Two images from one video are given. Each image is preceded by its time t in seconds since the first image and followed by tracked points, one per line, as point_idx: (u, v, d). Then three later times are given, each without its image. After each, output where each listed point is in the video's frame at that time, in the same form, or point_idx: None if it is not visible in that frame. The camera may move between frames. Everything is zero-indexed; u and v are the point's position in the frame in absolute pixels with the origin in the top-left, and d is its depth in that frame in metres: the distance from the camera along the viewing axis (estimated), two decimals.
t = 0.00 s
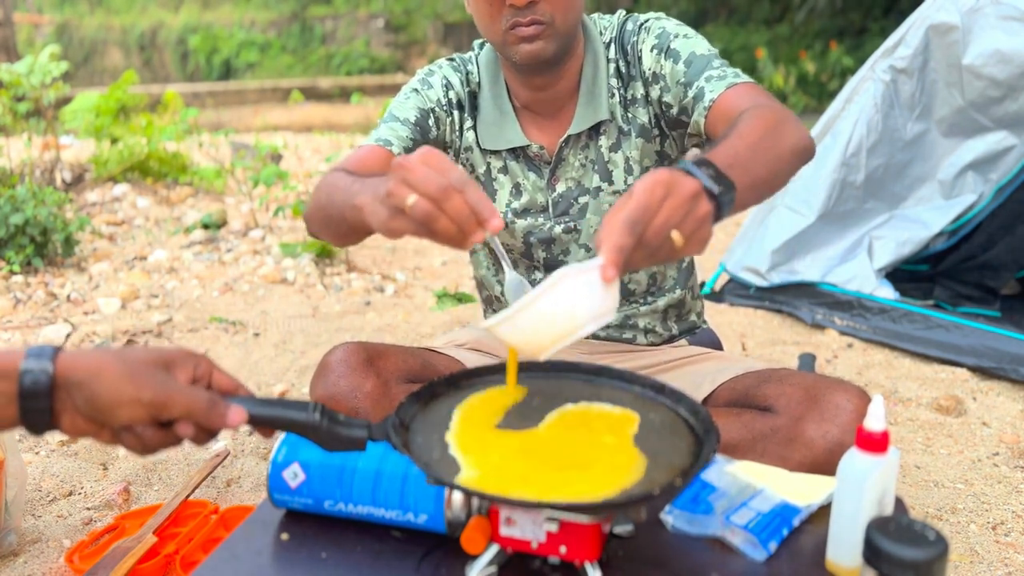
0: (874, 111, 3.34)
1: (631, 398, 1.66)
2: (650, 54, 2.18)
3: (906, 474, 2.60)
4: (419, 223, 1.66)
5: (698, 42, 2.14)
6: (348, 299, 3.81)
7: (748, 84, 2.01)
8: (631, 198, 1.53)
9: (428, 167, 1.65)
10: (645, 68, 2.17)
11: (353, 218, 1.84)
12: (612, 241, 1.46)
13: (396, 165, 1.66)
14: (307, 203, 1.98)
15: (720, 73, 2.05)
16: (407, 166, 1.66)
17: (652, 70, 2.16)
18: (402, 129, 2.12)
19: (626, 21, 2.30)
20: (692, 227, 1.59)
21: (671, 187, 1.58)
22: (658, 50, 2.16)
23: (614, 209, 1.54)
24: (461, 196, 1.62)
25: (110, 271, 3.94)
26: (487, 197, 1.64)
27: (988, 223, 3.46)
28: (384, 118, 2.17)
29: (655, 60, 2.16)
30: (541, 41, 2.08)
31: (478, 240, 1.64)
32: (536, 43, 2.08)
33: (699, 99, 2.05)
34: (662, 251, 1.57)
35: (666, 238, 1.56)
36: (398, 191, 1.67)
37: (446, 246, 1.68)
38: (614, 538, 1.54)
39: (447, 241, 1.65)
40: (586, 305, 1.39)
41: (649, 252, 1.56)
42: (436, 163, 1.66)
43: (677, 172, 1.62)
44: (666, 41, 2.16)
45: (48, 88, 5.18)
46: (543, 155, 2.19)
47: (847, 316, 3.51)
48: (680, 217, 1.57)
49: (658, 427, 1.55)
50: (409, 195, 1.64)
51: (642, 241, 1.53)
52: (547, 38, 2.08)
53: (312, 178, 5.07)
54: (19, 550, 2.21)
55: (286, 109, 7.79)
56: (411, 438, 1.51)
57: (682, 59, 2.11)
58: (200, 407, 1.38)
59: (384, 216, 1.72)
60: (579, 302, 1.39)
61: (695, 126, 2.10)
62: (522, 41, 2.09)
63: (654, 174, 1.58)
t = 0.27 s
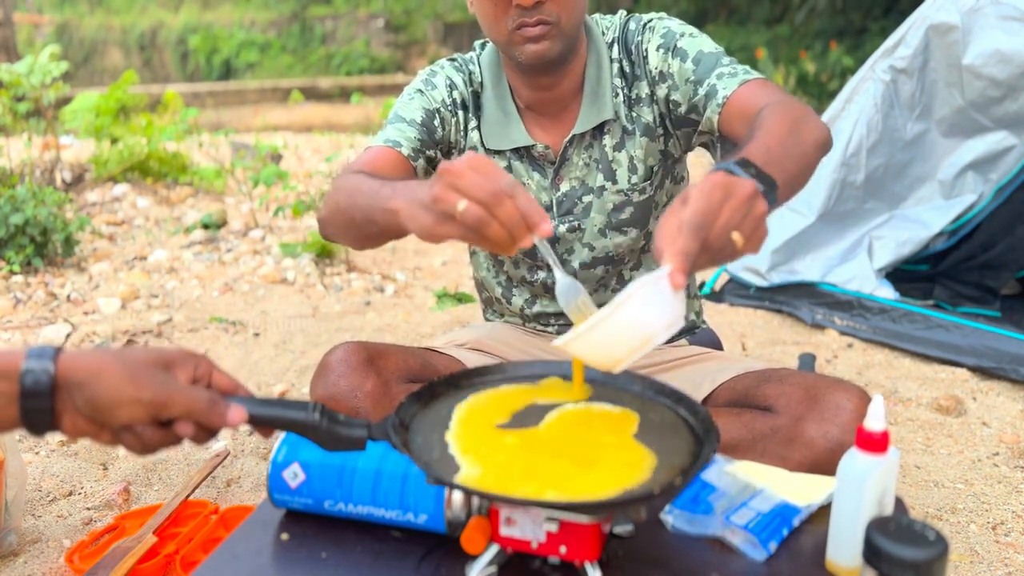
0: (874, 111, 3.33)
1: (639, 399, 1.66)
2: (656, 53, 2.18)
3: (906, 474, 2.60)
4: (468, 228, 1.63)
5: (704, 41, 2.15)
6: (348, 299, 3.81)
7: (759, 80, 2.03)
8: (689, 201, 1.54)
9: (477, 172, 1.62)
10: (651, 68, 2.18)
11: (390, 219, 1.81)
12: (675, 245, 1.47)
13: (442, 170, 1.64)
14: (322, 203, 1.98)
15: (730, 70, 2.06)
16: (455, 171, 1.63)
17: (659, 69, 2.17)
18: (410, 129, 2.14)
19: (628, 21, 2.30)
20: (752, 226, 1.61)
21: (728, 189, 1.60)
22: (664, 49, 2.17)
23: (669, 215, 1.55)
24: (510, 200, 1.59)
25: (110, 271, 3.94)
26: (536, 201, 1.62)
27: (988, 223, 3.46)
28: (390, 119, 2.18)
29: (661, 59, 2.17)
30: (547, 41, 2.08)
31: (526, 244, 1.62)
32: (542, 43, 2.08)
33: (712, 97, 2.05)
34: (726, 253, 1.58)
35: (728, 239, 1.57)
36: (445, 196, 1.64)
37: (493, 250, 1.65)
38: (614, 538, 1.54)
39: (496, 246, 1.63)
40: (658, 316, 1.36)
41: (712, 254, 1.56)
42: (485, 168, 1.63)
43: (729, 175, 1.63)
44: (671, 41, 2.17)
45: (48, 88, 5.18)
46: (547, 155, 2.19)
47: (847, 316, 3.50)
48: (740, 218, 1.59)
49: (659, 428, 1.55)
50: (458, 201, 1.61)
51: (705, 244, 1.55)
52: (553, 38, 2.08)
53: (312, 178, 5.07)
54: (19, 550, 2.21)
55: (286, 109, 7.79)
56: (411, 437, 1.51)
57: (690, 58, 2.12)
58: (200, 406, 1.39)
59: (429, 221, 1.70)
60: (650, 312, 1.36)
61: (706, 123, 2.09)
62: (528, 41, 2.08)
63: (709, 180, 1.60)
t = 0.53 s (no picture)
0: (874, 111, 3.34)
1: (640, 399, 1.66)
2: (660, 54, 2.19)
3: (906, 474, 2.60)
4: (520, 239, 1.55)
5: (709, 40, 2.16)
6: (348, 299, 3.81)
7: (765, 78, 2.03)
8: (745, 207, 1.52)
9: (529, 181, 1.54)
10: (654, 69, 2.19)
11: (429, 229, 1.74)
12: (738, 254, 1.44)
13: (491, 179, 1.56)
14: (345, 208, 1.93)
15: (736, 68, 2.06)
16: (506, 180, 1.55)
17: (663, 69, 2.17)
18: (422, 130, 2.12)
19: (630, 22, 2.31)
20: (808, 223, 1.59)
21: (782, 190, 1.57)
22: (668, 49, 2.18)
23: (723, 223, 1.52)
24: (566, 211, 1.51)
25: (110, 271, 3.94)
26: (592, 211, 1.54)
27: (988, 223, 3.46)
28: (397, 119, 2.15)
29: (666, 60, 2.17)
30: (553, 43, 2.08)
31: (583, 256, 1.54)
32: (548, 45, 2.08)
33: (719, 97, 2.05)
34: (784, 255, 1.57)
35: (786, 240, 1.55)
36: (496, 206, 1.56)
37: (545, 262, 1.58)
38: (614, 538, 1.54)
39: (549, 258, 1.55)
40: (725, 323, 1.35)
41: (770, 257, 1.55)
42: (537, 177, 1.55)
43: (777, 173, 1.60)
44: (675, 41, 2.18)
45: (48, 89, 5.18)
46: (553, 157, 2.20)
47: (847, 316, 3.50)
48: (798, 218, 1.57)
49: (659, 428, 1.56)
50: (511, 212, 1.54)
51: (766, 247, 1.53)
52: (559, 40, 2.09)
53: (312, 178, 5.07)
54: (19, 550, 2.21)
55: (286, 109, 7.79)
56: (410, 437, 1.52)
57: (695, 57, 2.13)
58: (200, 406, 1.39)
59: (477, 232, 1.62)
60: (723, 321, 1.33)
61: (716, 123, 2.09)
62: (534, 43, 2.08)
63: (762, 183, 1.56)
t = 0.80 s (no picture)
0: (874, 111, 3.34)
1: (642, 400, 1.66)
2: (662, 56, 2.19)
3: (906, 474, 2.60)
4: (543, 245, 1.54)
5: (710, 41, 2.15)
6: (348, 299, 3.81)
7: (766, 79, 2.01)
8: (769, 209, 1.50)
9: (552, 186, 1.52)
10: (656, 71, 2.19)
11: (444, 233, 1.72)
12: (766, 253, 1.42)
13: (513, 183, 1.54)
14: (357, 206, 1.88)
15: (735, 70, 2.05)
16: (529, 184, 1.53)
17: (665, 72, 2.17)
18: (431, 129, 2.10)
19: (634, 23, 2.31)
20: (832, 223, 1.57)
21: (806, 189, 1.55)
22: (670, 51, 2.18)
23: (748, 226, 1.49)
24: (592, 217, 1.50)
25: (110, 271, 3.94)
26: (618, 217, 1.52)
27: (988, 223, 3.46)
28: (404, 118, 2.13)
29: (668, 62, 2.17)
30: (556, 46, 2.08)
31: (607, 264, 1.53)
32: (551, 48, 2.08)
33: (719, 98, 2.05)
34: (813, 257, 1.55)
35: (814, 240, 1.53)
36: (518, 211, 1.54)
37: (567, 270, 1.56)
38: (614, 538, 1.54)
39: (571, 266, 1.54)
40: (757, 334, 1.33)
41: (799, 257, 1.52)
42: (560, 181, 1.54)
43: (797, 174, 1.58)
44: (677, 43, 2.17)
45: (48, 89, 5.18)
46: (557, 161, 2.21)
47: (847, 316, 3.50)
48: (824, 217, 1.55)
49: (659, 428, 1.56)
50: (534, 217, 1.52)
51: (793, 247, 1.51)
52: (562, 44, 2.08)
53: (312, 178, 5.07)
54: (19, 550, 2.21)
55: (286, 109, 7.79)
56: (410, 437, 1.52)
57: (696, 59, 2.12)
58: (200, 406, 1.39)
59: (496, 237, 1.60)
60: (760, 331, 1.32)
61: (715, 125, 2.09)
62: (537, 47, 2.08)
63: (786, 182, 1.54)
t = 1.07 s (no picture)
0: (874, 111, 3.34)
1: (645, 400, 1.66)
2: (657, 59, 2.17)
3: (906, 474, 2.60)
4: (509, 248, 1.54)
5: (705, 43, 2.13)
6: (348, 299, 3.81)
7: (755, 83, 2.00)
8: (719, 216, 1.49)
9: (522, 189, 1.54)
10: (652, 74, 2.18)
11: (418, 232, 1.73)
12: (713, 263, 1.42)
13: (484, 184, 1.55)
14: (344, 202, 1.89)
15: (726, 73, 2.03)
16: (498, 186, 1.54)
17: (659, 75, 2.16)
18: (426, 129, 2.10)
19: (633, 25, 2.31)
20: (784, 232, 1.56)
21: (757, 196, 1.55)
22: (664, 53, 2.16)
23: (697, 233, 1.49)
24: (559, 223, 1.51)
25: (110, 271, 3.94)
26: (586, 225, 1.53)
27: (989, 223, 3.46)
28: (399, 117, 2.14)
29: (662, 65, 2.16)
30: (551, 51, 2.08)
31: (571, 273, 1.53)
32: (546, 53, 2.08)
33: (706, 103, 2.03)
34: (766, 266, 1.54)
35: (765, 249, 1.52)
36: (485, 212, 1.55)
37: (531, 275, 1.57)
38: (614, 538, 1.54)
39: (536, 271, 1.55)
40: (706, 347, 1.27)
41: (749, 267, 1.52)
42: (530, 185, 1.55)
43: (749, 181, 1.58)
44: (672, 46, 2.16)
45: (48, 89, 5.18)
46: (554, 164, 2.20)
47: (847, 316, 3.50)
48: (776, 224, 1.55)
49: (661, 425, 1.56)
50: (500, 219, 1.52)
51: (744, 256, 1.50)
52: (557, 49, 2.08)
53: (312, 178, 5.07)
54: (19, 550, 2.21)
55: (286, 109, 7.79)
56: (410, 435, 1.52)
57: (689, 61, 2.10)
58: (200, 405, 1.39)
59: (463, 238, 1.61)
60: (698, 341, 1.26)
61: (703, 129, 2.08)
62: (532, 52, 2.08)
63: (736, 190, 1.54)
